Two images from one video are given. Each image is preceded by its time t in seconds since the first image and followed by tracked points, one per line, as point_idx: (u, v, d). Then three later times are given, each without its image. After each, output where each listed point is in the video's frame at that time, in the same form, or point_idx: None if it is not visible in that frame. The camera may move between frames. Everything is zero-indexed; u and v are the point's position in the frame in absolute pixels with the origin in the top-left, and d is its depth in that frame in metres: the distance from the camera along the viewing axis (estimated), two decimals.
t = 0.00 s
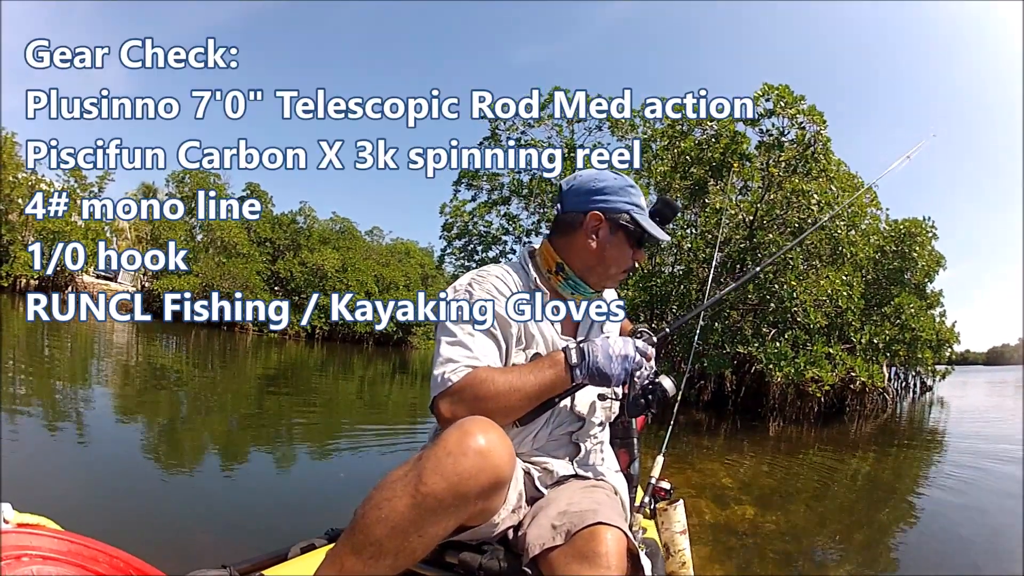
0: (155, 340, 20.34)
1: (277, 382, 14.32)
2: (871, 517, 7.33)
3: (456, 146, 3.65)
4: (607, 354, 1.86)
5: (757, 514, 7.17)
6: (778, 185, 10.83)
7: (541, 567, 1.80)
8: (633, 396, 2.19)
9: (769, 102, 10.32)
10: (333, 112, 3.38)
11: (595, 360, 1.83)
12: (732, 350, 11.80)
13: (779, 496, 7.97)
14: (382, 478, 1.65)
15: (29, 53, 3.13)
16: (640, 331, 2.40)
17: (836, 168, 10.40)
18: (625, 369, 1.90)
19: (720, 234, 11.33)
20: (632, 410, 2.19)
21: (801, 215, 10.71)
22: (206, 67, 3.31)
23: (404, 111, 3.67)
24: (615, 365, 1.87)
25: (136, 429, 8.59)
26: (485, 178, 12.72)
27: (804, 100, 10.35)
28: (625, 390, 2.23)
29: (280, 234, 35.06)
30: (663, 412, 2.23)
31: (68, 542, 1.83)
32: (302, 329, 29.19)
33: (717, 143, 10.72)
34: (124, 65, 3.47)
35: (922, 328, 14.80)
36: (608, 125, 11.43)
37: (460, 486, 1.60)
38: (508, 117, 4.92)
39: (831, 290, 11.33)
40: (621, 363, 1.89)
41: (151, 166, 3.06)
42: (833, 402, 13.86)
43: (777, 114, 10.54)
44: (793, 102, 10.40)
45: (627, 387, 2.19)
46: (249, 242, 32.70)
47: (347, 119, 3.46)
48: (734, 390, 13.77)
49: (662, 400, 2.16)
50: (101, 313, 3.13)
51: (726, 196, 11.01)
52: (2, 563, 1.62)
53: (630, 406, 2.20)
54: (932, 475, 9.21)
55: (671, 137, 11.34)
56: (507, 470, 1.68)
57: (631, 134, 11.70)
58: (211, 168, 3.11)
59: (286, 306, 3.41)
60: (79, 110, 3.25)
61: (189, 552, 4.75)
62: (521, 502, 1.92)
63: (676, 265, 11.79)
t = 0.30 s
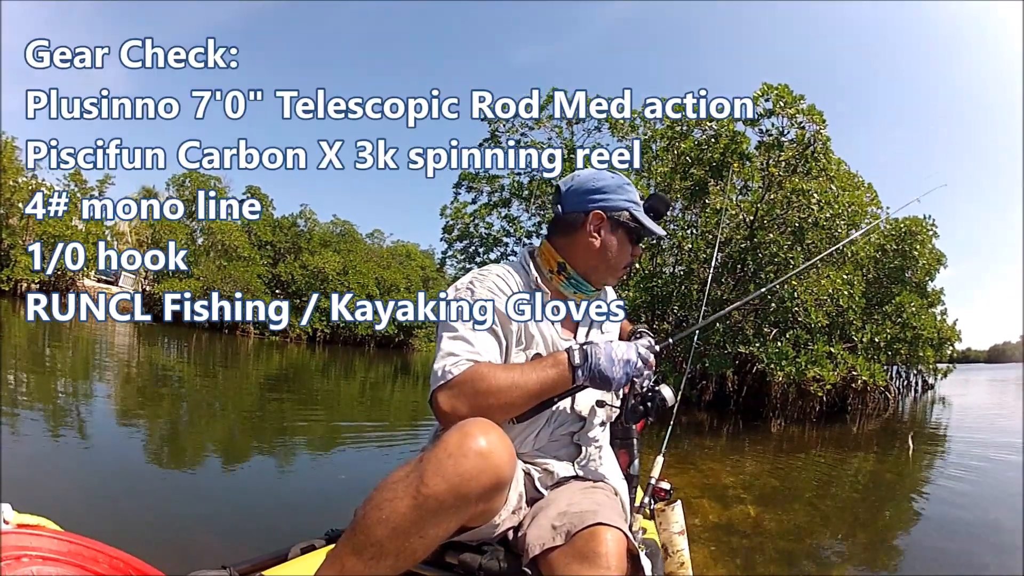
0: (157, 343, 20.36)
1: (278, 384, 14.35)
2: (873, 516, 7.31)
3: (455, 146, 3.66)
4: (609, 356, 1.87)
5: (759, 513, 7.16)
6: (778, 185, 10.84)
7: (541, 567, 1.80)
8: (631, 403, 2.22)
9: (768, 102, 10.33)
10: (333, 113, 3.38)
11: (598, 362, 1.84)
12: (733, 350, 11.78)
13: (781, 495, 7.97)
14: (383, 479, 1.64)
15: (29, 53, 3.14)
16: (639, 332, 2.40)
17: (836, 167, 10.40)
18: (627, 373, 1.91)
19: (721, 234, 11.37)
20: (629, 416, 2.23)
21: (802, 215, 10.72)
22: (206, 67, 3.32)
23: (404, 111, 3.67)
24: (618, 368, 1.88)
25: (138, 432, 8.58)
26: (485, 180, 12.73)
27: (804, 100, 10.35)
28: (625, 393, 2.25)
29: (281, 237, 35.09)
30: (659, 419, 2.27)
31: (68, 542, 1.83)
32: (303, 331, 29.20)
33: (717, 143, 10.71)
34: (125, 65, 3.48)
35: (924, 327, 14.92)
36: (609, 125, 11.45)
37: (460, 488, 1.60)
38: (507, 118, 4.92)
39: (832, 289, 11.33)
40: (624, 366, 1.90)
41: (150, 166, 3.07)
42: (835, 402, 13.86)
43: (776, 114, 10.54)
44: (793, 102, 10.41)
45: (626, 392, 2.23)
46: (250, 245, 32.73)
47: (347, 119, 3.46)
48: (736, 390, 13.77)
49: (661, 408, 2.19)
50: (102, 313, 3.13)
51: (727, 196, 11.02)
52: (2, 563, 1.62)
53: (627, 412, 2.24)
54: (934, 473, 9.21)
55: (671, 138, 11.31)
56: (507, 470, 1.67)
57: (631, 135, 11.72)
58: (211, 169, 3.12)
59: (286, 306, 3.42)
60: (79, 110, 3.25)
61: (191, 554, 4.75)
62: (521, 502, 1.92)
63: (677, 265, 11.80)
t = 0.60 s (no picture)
0: (159, 343, 20.37)
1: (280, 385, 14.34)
2: (875, 515, 7.31)
3: (456, 146, 3.66)
4: (604, 349, 1.86)
5: (761, 513, 7.16)
6: (780, 184, 10.84)
7: (541, 567, 1.80)
8: (633, 392, 2.19)
9: (769, 102, 10.32)
10: (333, 113, 3.38)
11: (592, 356, 1.83)
12: (736, 350, 11.75)
13: (783, 495, 7.96)
14: (383, 479, 1.64)
15: (29, 53, 3.14)
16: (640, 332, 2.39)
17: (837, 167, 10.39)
18: (623, 363, 1.89)
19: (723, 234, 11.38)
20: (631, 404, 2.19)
21: (803, 215, 10.72)
22: (206, 67, 3.32)
23: (404, 111, 3.67)
24: (613, 360, 1.87)
25: (140, 433, 8.59)
26: (487, 180, 12.73)
27: (805, 100, 10.34)
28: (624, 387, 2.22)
29: (283, 238, 35.11)
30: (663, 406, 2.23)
31: (68, 542, 1.83)
32: (305, 332, 29.21)
33: (718, 144, 10.69)
34: (125, 65, 3.48)
35: (925, 327, 14.66)
36: (610, 125, 11.44)
37: (461, 488, 1.60)
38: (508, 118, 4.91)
39: (834, 288, 11.28)
40: (619, 357, 1.89)
41: (150, 166, 3.08)
42: (837, 401, 13.85)
43: (777, 114, 10.53)
44: (794, 101, 10.40)
45: (625, 383, 2.19)
46: (251, 246, 32.74)
47: (347, 119, 3.46)
48: (738, 390, 13.76)
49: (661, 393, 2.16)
50: (102, 314, 3.13)
51: (729, 196, 11.01)
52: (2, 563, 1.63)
53: (628, 401, 2.20)
54: (936, 473, 9.20)
55: (672, 138, 11.29)
56: (507, 470, 1.67)
57: (633, 135, 11.72)
58: (211, 169, 3.12)
59: (286, 306, 3.42)
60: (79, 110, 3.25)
61: (193, 554, 4.76)
62: (521, 502, 1.92)
63: (679, 265, 11.80)
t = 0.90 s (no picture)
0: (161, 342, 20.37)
1: (282, 383, 14.36)
2: (877, 517, 7.30)
3: (456, 146, 3.66)
4: (601, 360, 1.82)
5: (763, 514, 7.14)
6: (783, 185, 10.82)
7: (541, 567, 1.80)
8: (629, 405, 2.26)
9: (773, 103, 10.30)
10: (333, 113, 3.38)
11: (589, 366, 1.79)
12: (738, 351, 11.70)
13: (784, 496, 7.95)
14: (384, 479, 1.64)
15: (29, 53, 3.14)
16: (640, 331, 2.39)
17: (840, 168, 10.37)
18: (619, 376, 1.86)
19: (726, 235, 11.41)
20: (626, 418, 2.27)
21: (807, 216, 10.72)
22: (206, 66, 3.32)
23: (404, 111, 3.66)
24: (610, 372, 1.84)
25: (141, 431, 8.58)
26: (489, 179, 12.73)
27: (808, 101, 10.33)
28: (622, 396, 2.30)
29: (286, 236, 35.12)
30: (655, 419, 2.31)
31: (69, 542, 1.83)
32: (307, 330, 29.22)
33: (721, 144, 10.68)
34: (125, 65, 3.48)
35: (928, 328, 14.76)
36: (614, 125, 11.44)
37: (461, 488, 1.59)
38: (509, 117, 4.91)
39: (836, 290, 11.28)
40: (615, 370, 1.86)
41: (150, 166, 3.08)
42: (838, 403, 13.84)
43: (781, 115, 10.51)
44: (797, 103, 10.38)
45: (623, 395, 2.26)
46: (254, 244, 32.75)
47: (347, 119, 3.46)
48: (740, 390, 13.74)
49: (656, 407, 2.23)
50: (101, 313, 3.14)
51: (731, 197, 11.01)
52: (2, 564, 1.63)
53: (624, 414, 2.28)
54: (937, 474, 9.19)
55: (675, 138, 11.25)
56: (508, 471, 1.67)
57: (636, 135, 11.71)
58: (211, 169, 3.13)
59: (286, 306, 3.42)
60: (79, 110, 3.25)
61: (195, 553, 4.77)
62: (521, 502, 1.92)
63: (682, 265, 11.79)
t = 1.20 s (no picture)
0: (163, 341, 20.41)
1: (284, 383, 14.37)
2: (879, 517, 7.30)
3: (456, 146, 3.66)
4: (599, 357, 1.82)
5: (765, 514, 7.15)
6: (786, 185, 10.82)
7: (541, 567, 1.79)
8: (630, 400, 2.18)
9: (776, 103, 10.30)
10: (333, 113, 3.38)
11: (588, 364, 1.79)
12: (740, 351, 11.68)
13: (787, 496, 7.96)
14: (383, 479, 1.64)
15: (29, 53, 3.15)
16: (640, 332, 2.39)
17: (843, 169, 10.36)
18: (618, 373, 1.86)
19: (730, 235, 11.53)
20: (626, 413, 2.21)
21: (809, 216, 10.72)
22: (206, 66, 3.33)
23: (404, 111, 3.66)
24: (609, 368, 1.83)
25: (143, 431, 8.59)
26: (492, 179, 12.74)
27: (811, 101, 10.32)
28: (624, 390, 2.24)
29: (288, 236, 35.16)
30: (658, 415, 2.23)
31: (68, 542, 1.84)
32: (310, 330, 29.23)
33: (724, 144, 10.70)
34: (125, 65, 3.48)
35: (930, 329, 14.65)
36: (617, 126, 11.44)
37: (461, 488, 1.59)
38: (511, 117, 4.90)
39: (839, 290, 11.30)
40: (614, 366, 1.85)
41: (150, 166, 3.08)
42: (840, 403, 13.83)
43: (784, 115, 10.51)
44: (800, 103, 10.37)
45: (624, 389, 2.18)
46: (256, 243, 32.78)
47: (347, 119, 3.46)
48: (742, 391, 13.73)
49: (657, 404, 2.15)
50: (101, 313, 3.14)
51: (734, 197, 11.02)
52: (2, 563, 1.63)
53: (625, 410, 2.22)
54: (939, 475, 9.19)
55: (678, 138, 11.26)
56: (506, 471, 1.67)
57: (638, 135, 11.72)
58: (211, 170, 3.13)
59: (286, 306, 3.43)
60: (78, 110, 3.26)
61: (196, 553, 4.78)
62: (521, 502, 1.92)
63: (684, 265, 11.78)
